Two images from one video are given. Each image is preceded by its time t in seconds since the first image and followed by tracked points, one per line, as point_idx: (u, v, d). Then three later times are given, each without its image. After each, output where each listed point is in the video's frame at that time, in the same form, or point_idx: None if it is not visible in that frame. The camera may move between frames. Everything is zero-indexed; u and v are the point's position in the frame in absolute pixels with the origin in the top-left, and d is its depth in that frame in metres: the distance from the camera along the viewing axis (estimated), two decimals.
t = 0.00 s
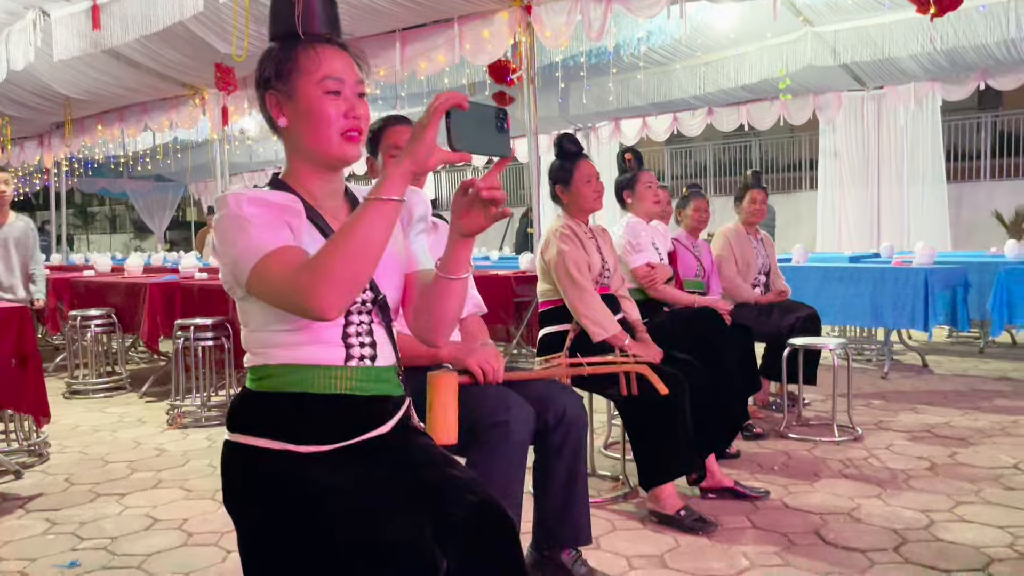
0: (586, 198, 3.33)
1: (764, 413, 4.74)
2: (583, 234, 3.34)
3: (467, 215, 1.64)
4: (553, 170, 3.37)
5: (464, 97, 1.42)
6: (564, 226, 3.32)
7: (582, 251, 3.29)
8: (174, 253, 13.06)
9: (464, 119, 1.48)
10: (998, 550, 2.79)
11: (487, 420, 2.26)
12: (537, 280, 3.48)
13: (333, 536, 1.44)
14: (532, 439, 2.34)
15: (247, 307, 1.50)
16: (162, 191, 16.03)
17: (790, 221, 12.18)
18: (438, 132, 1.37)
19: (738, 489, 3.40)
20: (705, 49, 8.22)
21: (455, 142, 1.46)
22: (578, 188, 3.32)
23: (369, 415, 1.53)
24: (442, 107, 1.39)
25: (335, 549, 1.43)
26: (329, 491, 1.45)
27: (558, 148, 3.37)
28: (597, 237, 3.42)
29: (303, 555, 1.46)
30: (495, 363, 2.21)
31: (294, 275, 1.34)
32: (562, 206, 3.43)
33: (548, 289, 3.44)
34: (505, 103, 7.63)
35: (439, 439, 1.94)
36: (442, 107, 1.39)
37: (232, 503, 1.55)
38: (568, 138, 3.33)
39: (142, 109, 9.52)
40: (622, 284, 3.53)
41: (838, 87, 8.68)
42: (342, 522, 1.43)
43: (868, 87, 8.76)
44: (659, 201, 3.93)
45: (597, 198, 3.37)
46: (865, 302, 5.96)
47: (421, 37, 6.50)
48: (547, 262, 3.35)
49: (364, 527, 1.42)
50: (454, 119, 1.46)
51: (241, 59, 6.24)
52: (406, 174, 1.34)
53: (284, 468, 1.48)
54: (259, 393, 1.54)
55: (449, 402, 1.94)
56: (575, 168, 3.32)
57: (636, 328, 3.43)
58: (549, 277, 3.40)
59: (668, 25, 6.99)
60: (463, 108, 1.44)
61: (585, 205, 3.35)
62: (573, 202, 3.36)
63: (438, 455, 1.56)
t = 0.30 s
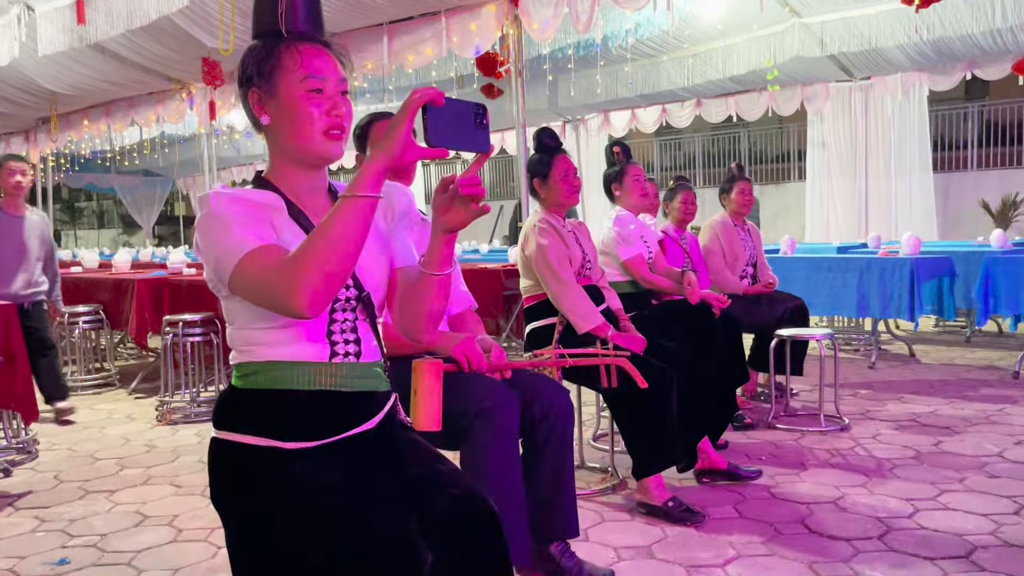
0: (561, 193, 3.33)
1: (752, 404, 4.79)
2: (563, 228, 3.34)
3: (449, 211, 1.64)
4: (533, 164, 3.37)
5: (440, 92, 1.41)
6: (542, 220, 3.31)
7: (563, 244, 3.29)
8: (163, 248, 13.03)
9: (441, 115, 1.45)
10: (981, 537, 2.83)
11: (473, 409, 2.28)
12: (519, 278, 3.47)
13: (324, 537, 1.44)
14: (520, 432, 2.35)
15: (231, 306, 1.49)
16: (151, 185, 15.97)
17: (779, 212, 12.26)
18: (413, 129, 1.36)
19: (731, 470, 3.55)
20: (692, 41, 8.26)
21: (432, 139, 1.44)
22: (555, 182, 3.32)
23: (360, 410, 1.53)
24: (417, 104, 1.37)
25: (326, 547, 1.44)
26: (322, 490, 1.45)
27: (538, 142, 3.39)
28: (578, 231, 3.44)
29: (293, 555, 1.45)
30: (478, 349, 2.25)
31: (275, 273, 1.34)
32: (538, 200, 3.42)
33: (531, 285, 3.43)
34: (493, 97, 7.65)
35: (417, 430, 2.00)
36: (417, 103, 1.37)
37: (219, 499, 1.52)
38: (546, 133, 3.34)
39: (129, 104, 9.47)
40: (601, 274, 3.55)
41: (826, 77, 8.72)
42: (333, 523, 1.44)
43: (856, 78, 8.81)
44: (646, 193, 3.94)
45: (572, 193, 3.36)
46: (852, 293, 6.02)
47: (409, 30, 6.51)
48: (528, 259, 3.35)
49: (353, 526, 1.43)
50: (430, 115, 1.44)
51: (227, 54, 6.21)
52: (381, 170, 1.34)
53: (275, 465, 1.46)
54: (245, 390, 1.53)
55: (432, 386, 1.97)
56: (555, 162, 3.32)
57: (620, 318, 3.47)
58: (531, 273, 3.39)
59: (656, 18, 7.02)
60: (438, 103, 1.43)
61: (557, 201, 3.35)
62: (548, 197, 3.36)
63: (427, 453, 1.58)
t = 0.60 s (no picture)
0: (560, 184, 3.34)
1: (745, 396, 4.82)
2: (564, 221, 3.34)
3: (437, 204, 1.65)
4: (528, 158, 3.40)
5: (422, 84, 1.41)
6: (545, 212, 3.31)
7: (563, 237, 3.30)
8: (156, 246, 13.00)
9: (424, 106, 1.45)
10: (972, 526, 2.85)
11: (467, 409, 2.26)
12: (516, 269, 3.49)
13: (323, 534, 1.46)
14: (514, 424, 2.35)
15: (221, 301, 1.50)
16: (144, 182, 15.92)
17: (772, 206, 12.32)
18: (397, 120, 1.36)
19: (722, 460, 3.58)
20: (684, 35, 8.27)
21: (418, 129, 1.43)
22: (553, 174, 3.34)
23: (349, 403, 1.52)
24: (398, 95, 1.37)
25: (325, 544, 1.46)
26: (318, 488, 1.45)
27: (532, 136, 3.39)
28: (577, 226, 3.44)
29: (292, 550, 1.47)
30: (474, 350, 2.36)
31: (262, 267, 1.34)
32: (536, 193, 3.44)
33: (527, 277, 3.45)
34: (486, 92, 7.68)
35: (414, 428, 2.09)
36: (400, 95, 1.37)
37: (215, 496, 1.54)
38: (540, 126, 3.36)
39: (120, 101, 9.45)
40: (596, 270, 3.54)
41: (817, 71, 8.75)
42: (332, 522, 1.45)
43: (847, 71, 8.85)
44: (645, 186, 3.94)
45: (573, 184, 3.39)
46: (844, 285, 6.06)
47: (401, 24, 6.55)
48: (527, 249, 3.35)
49: (351, 523, 1.45)
50: (414, 106, 1.44)
51: (219, 49, 6.20)
52: (366, 162, 1.34)
53: (270, 464, 1.47)
54: (238, 383, 1.53)
55: (431, 385, 2.05)
56: (550, 156, 3.34)
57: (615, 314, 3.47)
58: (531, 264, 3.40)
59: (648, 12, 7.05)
60: (420, 92, 1.42)
61: (558, 193, 3.36)
62: (547, 189, 3.37)
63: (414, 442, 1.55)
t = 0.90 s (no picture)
0: (567, 176, 3.36)
1: (741, 389, 4.84)
2: (569, 213, 3.38)
3: (426, 191, 1.65)
4: (536, 151, 3.43)
5: (406, 72, 1.41)
6: (552, 203, 3.35)
7: (566, 228, 3.32)
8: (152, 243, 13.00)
9: (410, 93, 1.45)
10: (966, 516, 2.86)
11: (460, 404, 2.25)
12: (518, 260, 3.50)
13: (310, 524, 1.46)
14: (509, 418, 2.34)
15: (212, 293, 1.49)
16: (141, 180, 15.91)
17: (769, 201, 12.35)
18: (380, 108, 1.36)
19: (715, 451, 3.58)
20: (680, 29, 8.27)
21: (403, 116, 1.43)
22: (560, 167, 3.36)
23: (339, 395, 1.52)
24: (382, 82, 1.37)
25: (313, 534, 1.46)
26: (304, 480, 1.45)
27: (540, 129, 3.42)
28: (579, 221, 3.45)
29: (278, 539, 1.47)
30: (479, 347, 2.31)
31: (249, 257, 1.35)
32: (543, 186, 3.46)
33: (529, 268, 3.46)
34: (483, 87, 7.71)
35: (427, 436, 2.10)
36: (383, 83, 1.38)
37: (203, 485, 1.53)
38: (549, 118, 3.38)
39: (117, 98, 9.46)
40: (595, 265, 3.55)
41: (814, 65, 8.76)
42: (318, 510, 1.45)
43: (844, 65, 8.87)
44: (644, 179, 3.94)
45: (579, 177, 3.39)
46: (840, 277, 6.08)
47: (397, 19, 6.59)
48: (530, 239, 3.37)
49: (338, 511, 1.45)
50: (399, 93, 1.43)
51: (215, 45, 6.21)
52: (351, 150, 1.35)
53: (257, 453, 1.47)
54: (228, 374, 1.52)
55: (438, 390, 2.06)
56: (557, 149, 3.37)
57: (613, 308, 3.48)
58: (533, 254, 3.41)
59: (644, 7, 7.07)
60: (404, 80, 1.42)
61: (565, 184, 3.38)
62: (554, 181, 3.39)
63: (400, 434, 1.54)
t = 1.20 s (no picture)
0: (568, 178, 3.36)
1: (737, 391, 4.84)
2: (566, 215, 3.38)
3: (417, 191, 1.65)
4: (539, 152, 3.43)
5: (397, 70, 1.41)
6: (548, 205, 3.35)
7: (562, 228, 3.32)
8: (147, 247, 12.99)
9: (402, 93, 1.44)
10: (963, 516, 2.86)
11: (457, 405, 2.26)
12: (515, 259, 3.49)
13: (301, 525, 1.45)
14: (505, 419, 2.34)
15: (206, 294, 1.48)
16: (136, 183, 15.88)
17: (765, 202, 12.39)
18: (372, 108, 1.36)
19: (710, 453, 3.58)
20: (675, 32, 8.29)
21: (394, 116, 1.43)
22: (562, 169, 3.36)
23: (337, 396, 1.52)
24: (374, 82, 1.37)
25: (304, 536, 1.45)
26: (296, 482, 1.44)
27: (543, 130, 3.42)
28: (578, 222, 3.45)
29: (269, 541, 1.45)
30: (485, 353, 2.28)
31: (242, 257, 1.34)
32: (545, 187, 3.47)
33: (526, 267, 3.45)
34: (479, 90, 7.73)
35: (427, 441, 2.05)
36: (375, 82, 1.37)
37: (196, 490, 1.52)
38: (551, 119, 3.39)
39: (112, 100, 9.46)
40: (594, 268, 3.54)
41: (810, 67, 8.80)
42: (310, 512, 1.44)
43: (839, 67, 8.92)
44: (637, 180, 3.94)
45: (580, 178, 3.39)
46: (835, 279, 6.10)
47: (392, 21, 6.62)
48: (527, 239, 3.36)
49: (330, 514, 1.45)
50: (391, 93, 1.43)
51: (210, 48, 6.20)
52: (342, 149, 1.35)
53: (252, 457, 1.45)
54: (221, 375, 1.50)
55: (442, 395, 2.03)
56: (557, 150, 3.38)
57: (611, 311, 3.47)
58: (530, 255, 3.41)
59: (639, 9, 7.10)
60: (396, 78, 1.42)
61: (566, 186, 3.38)
62: (556, 182, 3.40)
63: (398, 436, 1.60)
